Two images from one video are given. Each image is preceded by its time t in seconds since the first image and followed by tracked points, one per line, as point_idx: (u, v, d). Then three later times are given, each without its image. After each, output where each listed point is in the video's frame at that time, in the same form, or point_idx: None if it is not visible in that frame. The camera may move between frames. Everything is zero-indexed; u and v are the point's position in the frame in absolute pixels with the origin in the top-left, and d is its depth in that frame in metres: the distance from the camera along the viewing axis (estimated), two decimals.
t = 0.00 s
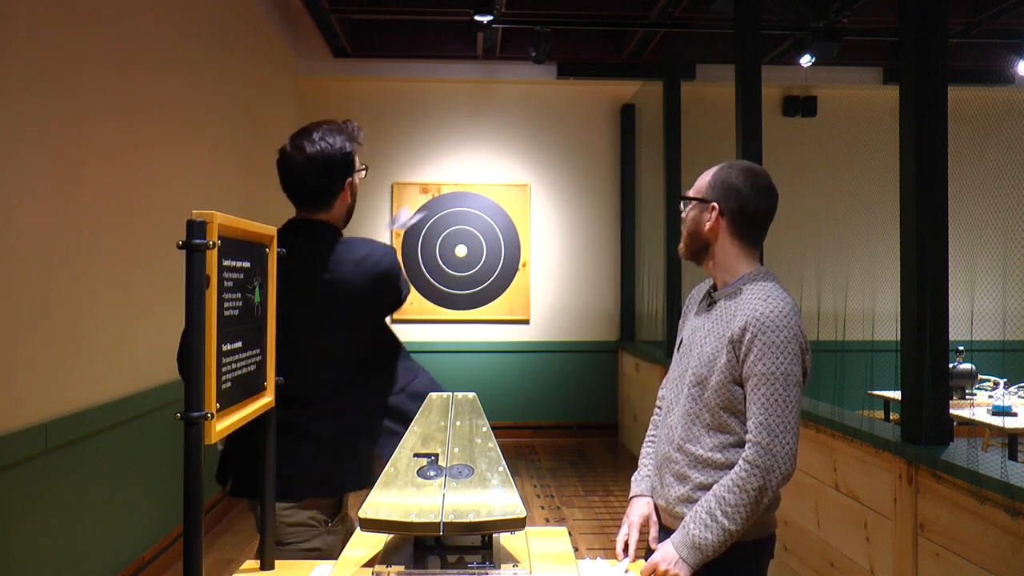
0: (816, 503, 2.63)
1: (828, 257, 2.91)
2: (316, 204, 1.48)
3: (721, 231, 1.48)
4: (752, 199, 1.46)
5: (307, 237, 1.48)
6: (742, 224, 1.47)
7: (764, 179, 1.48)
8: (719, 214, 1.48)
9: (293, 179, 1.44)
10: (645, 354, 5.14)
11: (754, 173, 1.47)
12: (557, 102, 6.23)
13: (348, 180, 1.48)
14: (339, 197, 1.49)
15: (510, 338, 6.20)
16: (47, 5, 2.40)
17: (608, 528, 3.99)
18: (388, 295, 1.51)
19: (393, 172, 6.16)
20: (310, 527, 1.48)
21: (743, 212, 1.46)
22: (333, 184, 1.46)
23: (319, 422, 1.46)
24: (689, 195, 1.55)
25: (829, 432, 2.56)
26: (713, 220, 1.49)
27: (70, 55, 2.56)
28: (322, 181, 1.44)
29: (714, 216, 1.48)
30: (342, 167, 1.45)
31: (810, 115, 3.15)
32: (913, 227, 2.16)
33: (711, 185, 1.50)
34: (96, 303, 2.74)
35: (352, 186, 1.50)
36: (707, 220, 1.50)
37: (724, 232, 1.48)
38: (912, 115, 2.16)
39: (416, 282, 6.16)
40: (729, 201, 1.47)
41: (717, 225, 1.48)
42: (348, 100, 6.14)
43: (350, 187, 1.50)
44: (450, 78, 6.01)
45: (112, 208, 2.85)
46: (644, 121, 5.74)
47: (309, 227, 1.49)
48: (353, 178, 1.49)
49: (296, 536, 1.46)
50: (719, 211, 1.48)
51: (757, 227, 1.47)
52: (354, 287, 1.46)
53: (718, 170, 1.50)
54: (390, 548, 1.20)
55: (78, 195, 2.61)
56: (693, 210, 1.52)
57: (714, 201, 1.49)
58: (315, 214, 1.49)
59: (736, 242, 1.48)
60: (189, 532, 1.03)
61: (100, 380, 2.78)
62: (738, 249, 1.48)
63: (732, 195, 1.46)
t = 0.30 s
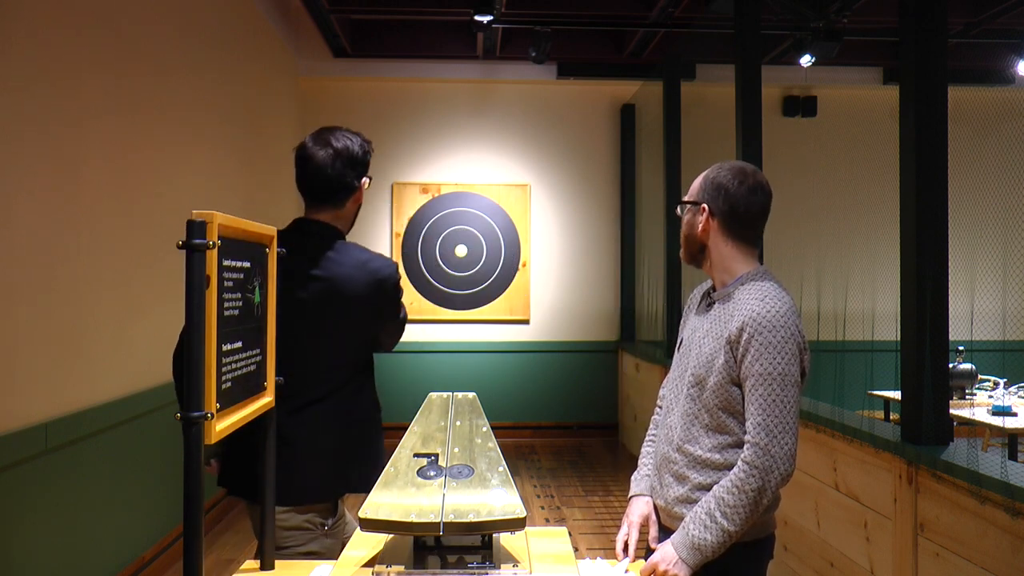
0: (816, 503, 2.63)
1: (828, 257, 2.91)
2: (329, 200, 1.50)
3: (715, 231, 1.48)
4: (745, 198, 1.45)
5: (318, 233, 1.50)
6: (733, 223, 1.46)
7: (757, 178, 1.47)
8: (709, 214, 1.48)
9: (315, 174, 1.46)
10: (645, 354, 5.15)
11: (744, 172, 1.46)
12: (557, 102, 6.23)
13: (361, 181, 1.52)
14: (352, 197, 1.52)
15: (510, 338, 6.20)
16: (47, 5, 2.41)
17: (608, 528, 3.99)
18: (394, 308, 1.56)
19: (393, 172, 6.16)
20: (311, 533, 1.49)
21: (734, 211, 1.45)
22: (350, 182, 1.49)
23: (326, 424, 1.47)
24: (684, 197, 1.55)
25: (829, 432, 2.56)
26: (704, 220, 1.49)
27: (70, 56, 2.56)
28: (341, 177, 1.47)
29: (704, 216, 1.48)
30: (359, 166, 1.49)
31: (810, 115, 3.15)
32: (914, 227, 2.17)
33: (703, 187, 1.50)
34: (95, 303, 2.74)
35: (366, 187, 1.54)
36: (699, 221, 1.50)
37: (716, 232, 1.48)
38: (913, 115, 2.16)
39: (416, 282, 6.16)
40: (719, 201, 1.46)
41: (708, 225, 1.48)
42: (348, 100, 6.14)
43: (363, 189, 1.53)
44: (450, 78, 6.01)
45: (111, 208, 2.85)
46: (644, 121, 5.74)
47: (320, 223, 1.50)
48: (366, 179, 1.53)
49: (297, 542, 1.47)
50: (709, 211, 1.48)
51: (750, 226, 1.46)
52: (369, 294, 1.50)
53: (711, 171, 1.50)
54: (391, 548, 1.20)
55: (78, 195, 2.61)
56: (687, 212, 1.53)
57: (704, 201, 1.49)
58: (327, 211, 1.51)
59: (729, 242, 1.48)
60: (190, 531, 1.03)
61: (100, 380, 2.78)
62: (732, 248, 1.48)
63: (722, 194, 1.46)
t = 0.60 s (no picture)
0: (816, 503, 2.63)
1: (828, 258, 2.91)
2: (317, 199, 1.50)
3: (713, 232, 1.48)
4: (741, 198, 1.45)
5: (306, 233, 1.50)
6: (730, 224, 1.46)
7: (754, 177, 1.47)
8: (705, 215, 1.48)
9: (305, 172, 1.47)
10: (645, 354, 5.15)
11: (741, 172, 1.46)
12: (557, 102, 6.23)
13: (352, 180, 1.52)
14: (342, 196, 1.52)
15: (510, 338, 6.20)
16: (47, 5, 2.41)
17: (608, 528, 3.99)
18: (385, 309, 1.56)
19: (393, 171, 6.16)
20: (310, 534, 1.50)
21: (731, 212, 1.45)
22: (340, 180, 1.49)
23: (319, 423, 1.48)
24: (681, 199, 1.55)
25: (829, 432, 2.57)
26: (703, 222, 1.48)
27: (70, 56, 2.56)
28: (331, 176, 1.48)
29: (702, 217, 1.48)
30: (350, 165, 1.50)
31: (810, 115, 3.13)
32: (914, 227, 2.17)
33: (700, 188, 1.50)
34: (95, 303, 2.74)
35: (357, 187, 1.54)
36: (696, 222, 1.50)
37: (714, 232, 1.48)
38: (912, 115, 2.17)
39: (416, 281, 6.16)
40: (716, 202, 1.47)
41: (706, 226, 1.48)
42: (348, 100, 6.14)
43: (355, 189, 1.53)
44: (451, 78, 6.00)
45: (111, 208, 2.85)
46: (644, 121, 5.74)
47: (307, 223, 1.50)
48: (358, 179, 1.53)
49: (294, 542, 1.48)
50: (706, 212, 1.48)
51: (748, 226, 1.46)
52: (353, 295, 1.49)
53: (707, 172, 1.50)
54: (391, 547, 1.20)
55: (78, 195, 2.61)
56: (685, 213, 1.53)
57: (702, 202, 1.49)
58: (317, 209, 1.52)
59: (726, 242, 1.48)
60: (190, 531, 1.03)
61: (100, 380, 2.78)
62: (728, 249, 1.48)
63: (718, 197, 1.46)
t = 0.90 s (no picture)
0: (816, 503, 2.63)
1: (828, 258, 2.91)
2: (305, 194, 1.50)
3: (715, 232, 1.48)
4: (740, 197, 1.45)
5: (290, 227, 1.49)
6: (731, 224, 1.46)
7: (752, 177, 1.47)
8: (705, 215, 1.48)
9: (297, 166, 1.47)
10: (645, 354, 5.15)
11: (740, 172, 1.46)
12: (557, 102, 6.23)
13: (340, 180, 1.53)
14: (329, 194, 1.53)
15: (510, 338, 6.20)
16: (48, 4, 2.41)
17: (608, 528, 3.99)
18: (360, 307, 1.50)
19: (393, 171, 6.16)
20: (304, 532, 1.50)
21: (730, 212, 1.45)
22: (330, 178, 1.50)
23: (303, 423, 1.48)
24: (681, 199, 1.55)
25: (829, 432, 2.57)
26: (704, 223, 1.48)
27: (70, 56, 2.56)
28: (322, 172, 1.48)
29: (704, 219, 1.48)
30: (342, 164, 1.51)
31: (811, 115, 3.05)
32: (913, 227, 2.17)
33: (698, 189, 1.50)
34: (95, 303, 2.74)
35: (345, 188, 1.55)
36: (696, 222, 1.50)
37: (714, 233, 1.48)
38: (913, 115, 2.18)
39: (416, 281, 6.16)
40: (715, 202, 1.47)
41: (706, 227, 1.48)
42: (347, 100, 6.14)
43: (342, 189, 1.54)
44: (450, 79, 6.01)
45: (111, 207, 2.85)
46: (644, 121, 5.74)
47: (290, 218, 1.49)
48: (346, 180, 1.54)
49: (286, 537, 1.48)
50: (706, 212, 1.48)
51: (749, 226, 1.47)
52: (323, 289, 1.46)
53: (709, 172, 1.49)
54: (391, 548, 1.20)
55: (79, 194, 2.62)
56: (684, 214, 1.53)
57: (702, 202, 1.49)
58: (303, 205, 1.51)
59: (723, 242, 1.48)
60: (190, 531, 1.03)
61: (99, 380, 2.78)
62: (727, 249, 1.48)
63: (719, 198, 1.46)
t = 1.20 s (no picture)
0: (817, 503, 2.63)
1: (828, 258, 2.91)
2: (294, 185, 1.49)
3: (713, 231, 1.48)
4: (738, 196, 1.45)
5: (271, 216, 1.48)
6: (730, 223, 1.46)
7: (749, 176, 1.47)
8: (703, 215, 1.48)
9: (287, 156, 1.45)
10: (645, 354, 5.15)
11: (735, 170, 1.47)
12: (557, 102, 6.23)
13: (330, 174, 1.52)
14: (317, 187, 1.52)
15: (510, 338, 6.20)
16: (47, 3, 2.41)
17: (609, 528, 3.99)
18: (308, 304, 1.44)
19: (393, 172, 6.16)
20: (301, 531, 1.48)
21: (729, 211, 1.45)
22: (320, 171, 1.49)
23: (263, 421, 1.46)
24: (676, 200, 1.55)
25: (829, 432, 2.57)
26: (701, 223, 1.48)
27: (70, 56, 2.56)
28: (314, 165, 1.47)
29: (701, 219, 1.48)
30: (335, 158, 1.50)
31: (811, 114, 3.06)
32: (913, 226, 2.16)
33: (694, 189, 1.50)
34: (94, 303, 2.74)
35: (334, 183, 1.54)
36: (694, 223, 1.50)
37: (712, 232, 1.48)
38: (913, 115, 2.17)
39: (416, 281, 6.16)
40: (713, 201, 1.47)
41: (704, 227, 1.48)
42: (347, 100, 6.13)
43: (331, 184, 1.53)
44: (450, 79, 6.01)
45: (111, 207, 2.85)
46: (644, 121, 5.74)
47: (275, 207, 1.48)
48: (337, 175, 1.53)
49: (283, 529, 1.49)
50: (704, 212, 1.48)
51: (748, 223, 1.47)
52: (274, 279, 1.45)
53: (703, 172, 1.50)
54: (391, 548, 1.20)
55: (79, 194, 2.62)
56: (680, 216, 1.53)
57: (699, 202, 1.49)
58: (289, 195, 1.50)
59: (722, 241, 1.48)
60: (190, 532, 1.03)
61: (99, 379, 2.78)
62: (725, 249, 1.48)
63: (721, 198, 1.46)
